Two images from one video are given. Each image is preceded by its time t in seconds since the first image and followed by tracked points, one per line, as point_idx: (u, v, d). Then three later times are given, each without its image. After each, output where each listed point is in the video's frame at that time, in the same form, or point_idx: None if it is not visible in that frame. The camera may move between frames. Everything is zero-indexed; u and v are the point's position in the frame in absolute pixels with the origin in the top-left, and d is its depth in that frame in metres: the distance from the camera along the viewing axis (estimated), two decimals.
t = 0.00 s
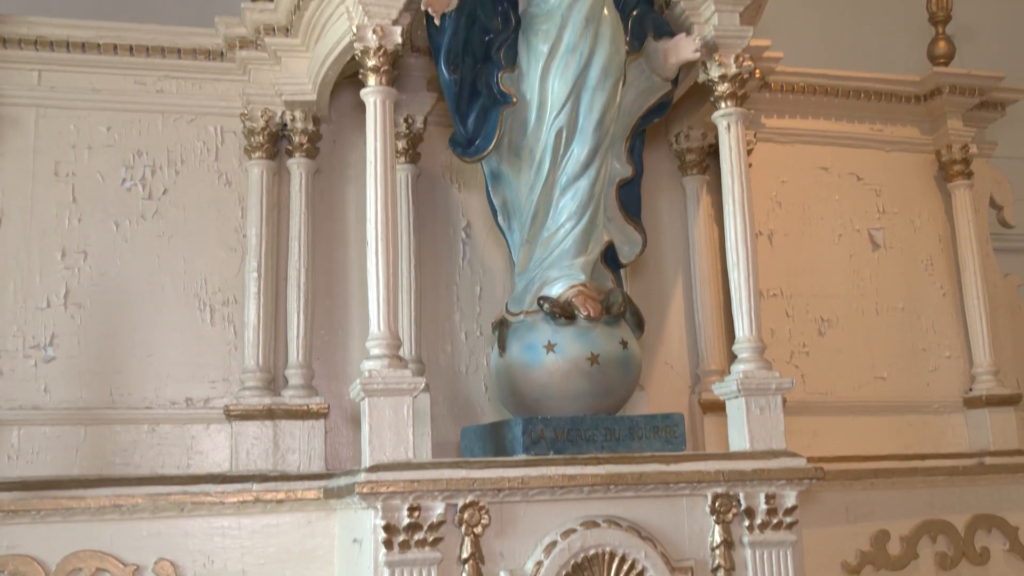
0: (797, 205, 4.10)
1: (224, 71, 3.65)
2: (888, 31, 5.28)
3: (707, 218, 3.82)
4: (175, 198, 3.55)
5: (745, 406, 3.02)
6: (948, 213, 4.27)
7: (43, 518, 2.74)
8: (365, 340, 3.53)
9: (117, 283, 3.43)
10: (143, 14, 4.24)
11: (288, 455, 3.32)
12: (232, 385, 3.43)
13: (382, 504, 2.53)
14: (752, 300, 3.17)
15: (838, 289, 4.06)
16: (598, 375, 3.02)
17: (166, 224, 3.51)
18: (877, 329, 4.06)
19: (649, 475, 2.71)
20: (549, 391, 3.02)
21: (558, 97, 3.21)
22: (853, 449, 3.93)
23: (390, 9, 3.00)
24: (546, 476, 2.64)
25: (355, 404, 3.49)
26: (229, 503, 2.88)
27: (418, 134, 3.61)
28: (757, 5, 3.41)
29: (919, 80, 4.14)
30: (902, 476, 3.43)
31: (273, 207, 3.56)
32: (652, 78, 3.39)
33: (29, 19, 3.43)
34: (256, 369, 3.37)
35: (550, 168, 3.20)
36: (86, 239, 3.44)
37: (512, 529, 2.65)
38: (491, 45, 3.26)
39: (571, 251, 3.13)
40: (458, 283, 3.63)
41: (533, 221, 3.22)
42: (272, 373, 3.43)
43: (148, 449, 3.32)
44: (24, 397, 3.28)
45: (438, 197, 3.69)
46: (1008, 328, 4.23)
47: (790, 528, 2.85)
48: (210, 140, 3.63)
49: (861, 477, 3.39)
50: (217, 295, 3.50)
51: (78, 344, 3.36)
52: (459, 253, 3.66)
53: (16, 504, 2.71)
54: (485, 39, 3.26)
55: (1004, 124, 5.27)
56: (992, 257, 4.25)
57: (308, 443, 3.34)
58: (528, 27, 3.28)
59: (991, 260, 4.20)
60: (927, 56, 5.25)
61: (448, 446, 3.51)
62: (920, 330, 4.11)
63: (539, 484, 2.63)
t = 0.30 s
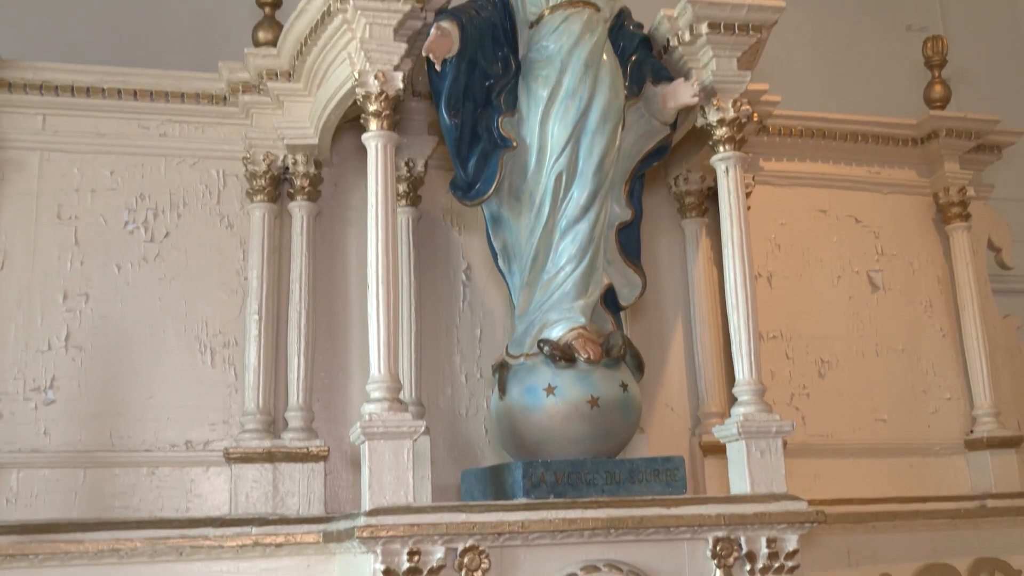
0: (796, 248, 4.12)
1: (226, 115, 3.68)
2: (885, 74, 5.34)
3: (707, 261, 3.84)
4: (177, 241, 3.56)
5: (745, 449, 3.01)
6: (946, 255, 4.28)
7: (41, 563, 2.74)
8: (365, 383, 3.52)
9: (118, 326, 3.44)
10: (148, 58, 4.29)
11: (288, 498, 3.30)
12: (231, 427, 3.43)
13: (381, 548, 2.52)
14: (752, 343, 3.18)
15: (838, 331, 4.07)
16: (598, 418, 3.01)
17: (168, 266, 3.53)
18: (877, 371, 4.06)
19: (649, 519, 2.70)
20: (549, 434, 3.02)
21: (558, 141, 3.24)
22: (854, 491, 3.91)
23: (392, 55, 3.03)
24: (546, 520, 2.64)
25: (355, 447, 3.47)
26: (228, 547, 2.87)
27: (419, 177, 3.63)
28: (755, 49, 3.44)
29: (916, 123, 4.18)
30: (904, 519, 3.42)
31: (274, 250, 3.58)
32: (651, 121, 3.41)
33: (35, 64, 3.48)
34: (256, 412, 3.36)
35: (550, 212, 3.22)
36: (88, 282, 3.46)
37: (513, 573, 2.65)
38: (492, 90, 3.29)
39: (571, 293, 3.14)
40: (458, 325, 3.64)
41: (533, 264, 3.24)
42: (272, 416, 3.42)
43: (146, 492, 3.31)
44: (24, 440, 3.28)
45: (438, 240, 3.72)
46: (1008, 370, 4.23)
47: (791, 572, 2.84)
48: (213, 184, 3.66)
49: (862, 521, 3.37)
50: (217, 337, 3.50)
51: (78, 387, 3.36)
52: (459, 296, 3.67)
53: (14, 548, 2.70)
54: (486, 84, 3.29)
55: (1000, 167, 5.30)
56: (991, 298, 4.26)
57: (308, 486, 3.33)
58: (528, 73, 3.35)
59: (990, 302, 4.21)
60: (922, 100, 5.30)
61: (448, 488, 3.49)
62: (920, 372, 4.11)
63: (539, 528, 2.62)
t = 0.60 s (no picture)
0: (794, 282, 4.15)
1: (230, 152, 3.73)
2: (881, 110, 5.40)
3: (706, 295, 3.87)
4: (180, 276, 3.59)
5: (745, 483, 3.03)
6: (943, 289, 4.31)
7: None
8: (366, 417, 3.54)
9: (121, 359, 3.46)
10: (153, 95, 4.35)
11: (288, 532, 3.31)
12: (233, 461, 3.44)
13: None
14: (751, 376, 3.20)
15: (837, 364, 4.09)
16: (599, 452, 3.03)
17: (171, 301, 3.56)
18: (876, 405, 4.08)
19: (650, 553, 2.70)
20: (549, 468, 3.03)
21: (557, 177, 3.29)
22: (854, 525, 3.92)
23: (394, 93, 3.07)
24: (547, 554, 2.64)
25: (356, 481, 3.48)
26: None
27: (420, 213, 3.67)
28: (753, 87, 3.49)
29: (912, 159, 4.23)
30: (904, 552, 3.42)
31: (277, 285, 3.61)
32: (650, 158, 3.47)
33: (42, 101, 3.53)
34: (257, 446, 3.37)
35: (550, 247, 3.26)
36: (91, 316, 3.48)
37: None
38: (492, 127, 3.34)
39: (571, 328, 3.17)
40: (459, 359, 3.66)
41: (533, 299, 3.27)
42: (273, 450, 3.43)
43: (147, 526, 3.32)
44: (27, 474, 3.29)
45: (440, 275, 3.75)
46: (1006, 403, 4.25)
47: None
48: (216, 219, 3.69)
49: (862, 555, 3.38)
50: (220, 371, 3.52)
51: (80, 421, 3.38)
52: (460, 330, 3.70)
53: None
54: (486, 121, 3.33)
55: (996, 202, 5.35)
56: (988, 331, 4.28)
57: (309, 519, 3.33)
58: (528, 110, 3.40)
59: (988, 336, 4.24)
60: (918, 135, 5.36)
61: (448, 522, 3.50)
62: (919, 406, 4.13)
63: (540, 562, 2.62)
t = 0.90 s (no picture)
0: (794, 310, 4.17)
1: (233, 183, 3.77)
2: (878, 141, 5.45)
3: (706, 324, 3.89)
4: (184, 306, 3.62)
5: (746, 512, 3.04)
6: (942, 318, 4.33)
7: None
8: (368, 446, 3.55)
9: (124, 389, 3.48)
10: (159, 127, 4.39)
11: (290, 562, 3.31)
12: (235, 491, 3.44)
13: None
14: (751, 405, 3.22)
15: (837, 393, 4.11)
16: (600, 481, 3.04)
17: (174, 330, 3.58)
18: (876, 433, 4.09)
19: None
20: (550, 497, 3.04)
21: (558, 208, 3.32)
22: (856, 554, 3.91)
23: (396, 125, 3.12)
24: None
25: (358, 510, 3.49)
26: None
27: (422, 243, 3.71)
28: (751, 119, 3.53)
29: (909, 189, 4.26)
30: None
31: (280, 314, 3.63)
32: (650, 189, 3.49)
33: (48, 133, 3.57)
34: (259, 475, 3.38)
35: (551, 277, 3.29)
36: (95, 346, 3.51)
37: None
38: (493, 158, 3.38)
39: (572, 358, 3.19)
40: (460, 388, 3.68)
41: (534, 329, 3.29)
42: (276, 479, 3.44)
43: (149, 556, 3.32)
44: (29, 504, 3.30)
45: (441, 304, 3.77)
46: (1007, 432, 4.25)
47: None
48: (220, 250, 3.72)
49: None
50: (222, 401, 3.54)
51: (83, 450, 3.40)
52: (462, 359, 3.72)
53: None
54: (488, 152, 3.37)
55: (993, 231, 5.39)
56: (988, 360, 4.30)
57: (311, 549, 3.33)
58: (529, 142, 3.44)
59: (987, 364, 4.25)
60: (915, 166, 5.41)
61: (450, 551, 3.50)
62: (919, 434, 4.13)
63: None
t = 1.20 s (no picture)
0: (796, 335, 4.18)
1: (236, 209, 3.78)
2: (878, 166, 5.48)
3: (708, 348, 3.89)
4: (186, 331, 3.63)
5: (748, 538, 3.04)
6: (944, 342, 4.33)
7: None
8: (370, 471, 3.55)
9: (126, 414, 3.48)
10: (162, 153, 4.42)
11: None
12: (236, 516, 3.44)
13: None
14: (753, 431, 3.22)
15: (839, 418, 4.10)
16: (602, 506, 3.03)
17: (176, 355, 3.59)
18: (878, 458, 4.08)
19: None
20: (552, 523, 3.04)
21: (559, 233, 3.33)
22: None
23: (398, 152, 3.14)
24: None
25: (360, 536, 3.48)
26: None
27: (424, 268, 3.72)
28: (751, 145, 3.55)
29: (910, 214, 4.28)
30: None
31: (282, 339, 3.64)
32: (651, 215, 3.50)
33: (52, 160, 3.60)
34: (260, 500, 3.38)
35: (552, 302, 3.29)
36: (97, 372, 3.51)
37: None
38: (495, 184, 3.40)
39: (574, 383, 3.19)
40: (462, 414, 3.68)
41: (536, 354, 3.29)
42: (277, 505, 3.43)
43: None
44: (29, 529, 3.30)
45: (443, 329, 3.78)
46: (1010, 457, 4.24)
47: None
48: (222, 275, 3.74)
49: None
50: (224, 426, 3.54)
51: (84, 476, 3.39)
52: (463, 384, 3.72)
53: None
54: (489, 178, 3.39)
55: (993, 256, 5.40)
56: (990, 384, 4.29)
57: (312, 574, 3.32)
58: (531, 168, 3.46)
59: (989, 389, 4.25)
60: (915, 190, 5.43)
61: None
62: (921, 459, 4.13)
63: None
